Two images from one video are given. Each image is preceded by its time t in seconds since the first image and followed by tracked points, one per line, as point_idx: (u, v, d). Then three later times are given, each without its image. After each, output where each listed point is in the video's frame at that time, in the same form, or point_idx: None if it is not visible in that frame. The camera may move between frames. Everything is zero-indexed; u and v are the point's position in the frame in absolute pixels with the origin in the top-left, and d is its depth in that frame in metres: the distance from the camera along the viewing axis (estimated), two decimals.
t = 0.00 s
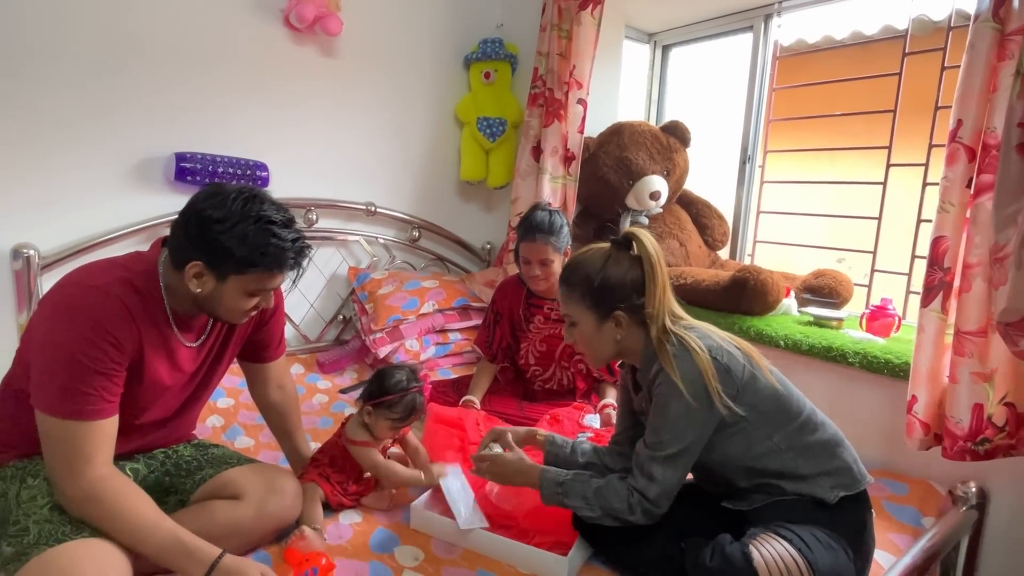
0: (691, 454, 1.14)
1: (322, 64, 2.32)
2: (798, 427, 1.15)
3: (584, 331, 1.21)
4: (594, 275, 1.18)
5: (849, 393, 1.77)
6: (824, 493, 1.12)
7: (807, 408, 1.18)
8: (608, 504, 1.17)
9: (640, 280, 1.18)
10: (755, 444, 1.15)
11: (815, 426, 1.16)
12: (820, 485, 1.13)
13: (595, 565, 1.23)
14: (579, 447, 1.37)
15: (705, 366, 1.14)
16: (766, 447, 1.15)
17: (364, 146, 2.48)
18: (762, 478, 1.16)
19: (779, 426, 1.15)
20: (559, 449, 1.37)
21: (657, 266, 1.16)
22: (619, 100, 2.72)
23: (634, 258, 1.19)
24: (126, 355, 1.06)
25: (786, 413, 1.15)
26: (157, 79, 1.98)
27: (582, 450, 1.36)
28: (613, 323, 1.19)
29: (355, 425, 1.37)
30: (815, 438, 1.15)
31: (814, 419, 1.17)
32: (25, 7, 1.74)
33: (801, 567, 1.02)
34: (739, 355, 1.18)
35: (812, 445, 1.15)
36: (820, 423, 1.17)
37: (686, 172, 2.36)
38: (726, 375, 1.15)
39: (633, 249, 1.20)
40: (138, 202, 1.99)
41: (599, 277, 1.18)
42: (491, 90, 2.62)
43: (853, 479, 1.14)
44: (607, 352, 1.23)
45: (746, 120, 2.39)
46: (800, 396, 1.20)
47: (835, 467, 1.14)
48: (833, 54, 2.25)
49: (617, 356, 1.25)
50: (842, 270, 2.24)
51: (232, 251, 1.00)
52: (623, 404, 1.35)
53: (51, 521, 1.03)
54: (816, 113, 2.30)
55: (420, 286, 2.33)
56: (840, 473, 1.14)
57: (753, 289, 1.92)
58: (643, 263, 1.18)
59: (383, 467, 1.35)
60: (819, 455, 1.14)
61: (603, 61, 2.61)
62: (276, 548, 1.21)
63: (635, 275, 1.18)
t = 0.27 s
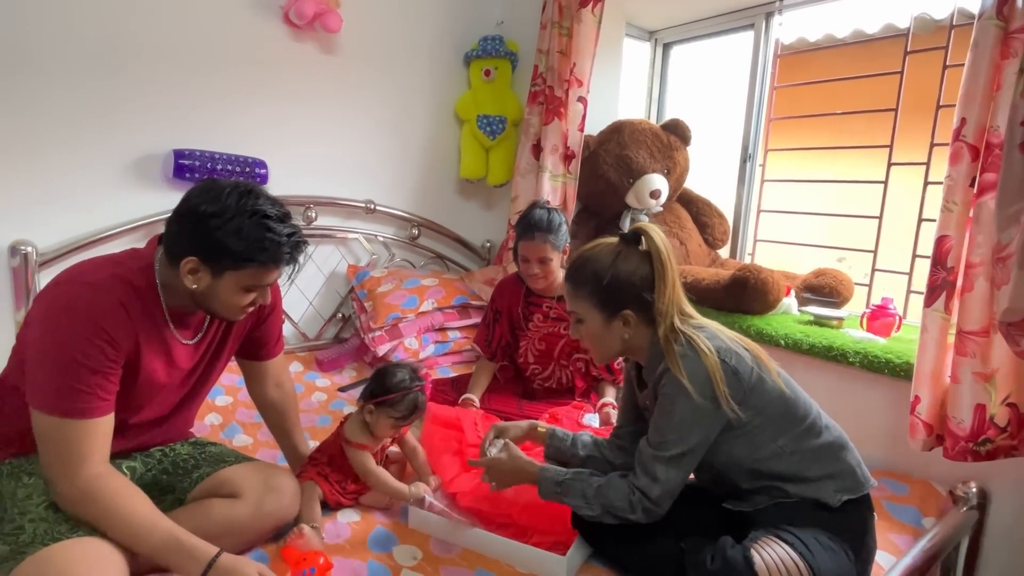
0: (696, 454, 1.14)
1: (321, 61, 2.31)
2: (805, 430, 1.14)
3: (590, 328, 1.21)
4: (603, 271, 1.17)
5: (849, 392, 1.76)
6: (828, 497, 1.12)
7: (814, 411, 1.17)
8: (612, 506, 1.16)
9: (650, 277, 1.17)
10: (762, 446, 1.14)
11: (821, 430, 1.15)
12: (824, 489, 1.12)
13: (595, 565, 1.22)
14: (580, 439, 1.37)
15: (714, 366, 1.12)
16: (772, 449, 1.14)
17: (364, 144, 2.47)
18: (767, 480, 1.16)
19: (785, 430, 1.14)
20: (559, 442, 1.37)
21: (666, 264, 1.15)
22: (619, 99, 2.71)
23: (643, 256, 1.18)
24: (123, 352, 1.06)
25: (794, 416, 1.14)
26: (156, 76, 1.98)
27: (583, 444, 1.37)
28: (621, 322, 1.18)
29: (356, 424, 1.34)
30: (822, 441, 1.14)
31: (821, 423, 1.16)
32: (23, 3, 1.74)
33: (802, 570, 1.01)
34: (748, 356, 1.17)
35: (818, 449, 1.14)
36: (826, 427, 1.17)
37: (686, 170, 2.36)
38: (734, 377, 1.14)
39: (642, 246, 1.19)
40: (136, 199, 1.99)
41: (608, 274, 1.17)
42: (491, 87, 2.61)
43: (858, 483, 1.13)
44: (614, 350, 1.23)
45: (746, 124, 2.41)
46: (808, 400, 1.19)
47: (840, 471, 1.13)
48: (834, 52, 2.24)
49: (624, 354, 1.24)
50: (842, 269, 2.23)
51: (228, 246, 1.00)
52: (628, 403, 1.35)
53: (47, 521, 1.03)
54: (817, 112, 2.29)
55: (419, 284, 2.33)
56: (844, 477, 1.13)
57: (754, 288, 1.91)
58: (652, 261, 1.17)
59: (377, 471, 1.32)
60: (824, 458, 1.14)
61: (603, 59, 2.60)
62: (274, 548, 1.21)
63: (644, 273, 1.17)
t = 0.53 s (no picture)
0: (697, 453, 1.13)
1: (321, 59, 2.30)
2: (807, 431, 1.14)
3: (592, 328, 1.21)
4: (604, 270, 1.17)
5: (849, 392, 1.76)
6: (829, 499, 1.12)
7: (816, 412, 1.17)
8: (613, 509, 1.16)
9: (652, 277, 1.16)
10: (763, 446, 1.14)
11: (822, 431, 1.15)
12: (824, 490, 1.12)
13: (594, 565, 1.22)
14: (579, 439, 1.37)
15: (716, 366, 1.12)
16: (774, 450, 1.14)
17: (363, 142, 2.46)
18: (768, 480, 1.15)
19: (787, 431, 1.14)
20: (559, 443, 1.37)
21: (668, 263, 1.14)
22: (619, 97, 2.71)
23: (645, 255, 1.17)
24: (119, 351, 1.05)
25: (795, 417, 1.14)
26: (155, 74, 1.97)
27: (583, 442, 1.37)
28: (623, 322, 1.18)
29: (355, 426, 1.32)
30: (823, 442, 1.14)
31: (822, 424, 1.16)
32: None
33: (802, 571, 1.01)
34: (750, 356, 1.16)
35: (819, 451, 1.13)
36: (827, 428, 1.16)
37: (686, 169, 2.35)
38: (736, 377, 1.13)
39: (644, 245, 1.18)
40: (135, 197, 1.98)
41: (610, 273, 1.16)
42: (491, 86, 2.60)
43: (858, 484, 1.13)
44: (615, 350, 1.22)
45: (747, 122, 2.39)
46: (809, 400, 1.19)
47: (840, 473, 1.13)
48: (835, 51, 2.23)
49: (625, 353, 1.24)
50: (842, 269, 2.22)
51: (223, 242, 0.99)
52: (629, 401, 1.35)
53: (42, 520, 1.02)
54: (817, 111, 2.29)
55: (418, 283, 2.32)
56: (845, 478, 1.13)
57: (753, 287, 1.91)
58: (654, 260, 1.16)
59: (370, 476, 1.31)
60: (825, 460, 1.13)
61: (603, 57, 2.60)
62: (270, 546, 1.20)
63: (645, 272, 1.16)
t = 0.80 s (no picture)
0: (695, 449, 1.13)
1: (321, 57, 2.30)
2: (805, 429, 1.14)
3: (591, 323, 1.21)
4: (605, 266, 1.17)
5: (848, 391, 1.76)
6: (827, 498, 1.12)
7: (815, 410, 1.17)
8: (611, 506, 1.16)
9: (652, 273, 1.16)
10: (761, 443, 1.14)
11: (821, 429, 1.15)
12: (822, 489, 1.12)
13: (592, 563, 1.22)
14: (581, 439, 1.37)
15: (715, 362, 1.12)
16: (771, 447, 1.14)
17: (363, 141, 2.46)
18: (765, 478, 1.15)
19: (785, 429, 1.14)
20: (562, 444, 1.37)
21: (669, 260, 1.14)
22: (620, 96, 2.70)
23: (645, 251, 1.17)
24: (118, 349, 1.06)
25: (794, 415, 1.14)
26: (154, 72, 1.97)
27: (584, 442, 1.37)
28: (622, 318, 1.18)
29: (353, 425, 1.34)
30: (821, 441, 1.14)
31: (821, 422, 1.16)
32: None
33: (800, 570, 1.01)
34: (750, 353, 1.16)
35: (818, 449, 1.13)
36: (826, 426, 1.16)
37: (686, 168, 2.35)
38: (735, 373, 1.13)
39: (645, 242, 1.19)
40: (135, 196, 1.98)
41: (610, 269, 1.16)
42: (491, 84, 2.60)
43: (857, 483, 1.13)
44: (614, 346, 1.22)
45: (747, 122, 2.39)
46: (809, 399, 1.19)
47: (839, 472, 1.13)
48: (836, 50, 2.23)
49: (624, 349, 1.24)
50: (843, 268, 2.22)
51: (223, 238, 0.99)
52: (629, 400, 1.35)
53: (41, 517, 1.02)
54: (818, 110, 2.29)
55: (418, 281, 2.32)
56: (843, 477, 1.13)
57: (753, 286, 1.91)
58: (655, 256, 1.16)
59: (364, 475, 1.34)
60: (824, 459, 1.13)
61: (604, 56, 2.59)
62: (270, 546, 1.21)
63: (646, 268, 1.16)
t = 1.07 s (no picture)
0: (692, 444, 1.14)
1: (321, 58, 2.31)
2: (803, 428, 1.15)
3: (590, 319, 1.20)
4: (605, 262, 1.17)
5: (847, 391, 1.76)
6: (823, 497, 1.12)
7: (812, 410, 1.18)
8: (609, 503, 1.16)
9: (652, 270, 1.17)
10: (758, 439, 1.15)
11: (818, 428, 1.16)
12: (819, 488, 1.13)
13: (590, 562, 1.23)
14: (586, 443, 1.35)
15: (712, 359, 1.13)
16: (769, 444, 1.14)
17: (363, 141, 2.47)
18: (762, 475, 1.16)
19: (783, 428, 1.14)
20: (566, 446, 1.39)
21: (669, 258, 1.15)
22: (620, 96, 2.71)
23: (645, 249, 1.18)
24: (118, 349, 1.06)
25: (792, 413, 1.15)
26: (155, 73, 1.98)
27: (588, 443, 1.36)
28: (620, 313, 1.18)
29: (344, 422, 1.37)
30: (818, 439, 1.15)
31: (818, 421, 1.17)
32: None
33: (797, 570, 1.01)
34: (747, 352, 1.17)
35: (815, 448, 1.14)
36: (823, 426, 1.17)
37: (686, 168, 2.36)
38: (733, 370, 1.14)
39: (645, 240, 1.19)
40: (135, 196, 1.99)
41: (610, 265, 1.16)
42: (491, 84, 2.61)
43: (855, 483, 1.13)
44: (613, 342, 1.22)
45: (748, 120, 2.39)
46: (806, 398, 1.19)
47: (836, 471, 1.13)
48: (836, 50, 2.23)
49: (623, 347, 1.24)
50: (843, 268, 2.22)
51: (223, 239, 1.00)
52: (627, 399, 1.35)
53: (41, 516, 1.03)
54: (818, 110, 2.29)
55: (418, 281, 2.33)
56: (841, 476, 1.13)
57: (752, 286, 1.91)
58: (655, 254, 1.17)
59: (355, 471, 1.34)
60: (821, 458, 1.14)
61: (604, 56, 2.60)
62: (270, 545, 1.21)
63: (645, 266, 1.17)
